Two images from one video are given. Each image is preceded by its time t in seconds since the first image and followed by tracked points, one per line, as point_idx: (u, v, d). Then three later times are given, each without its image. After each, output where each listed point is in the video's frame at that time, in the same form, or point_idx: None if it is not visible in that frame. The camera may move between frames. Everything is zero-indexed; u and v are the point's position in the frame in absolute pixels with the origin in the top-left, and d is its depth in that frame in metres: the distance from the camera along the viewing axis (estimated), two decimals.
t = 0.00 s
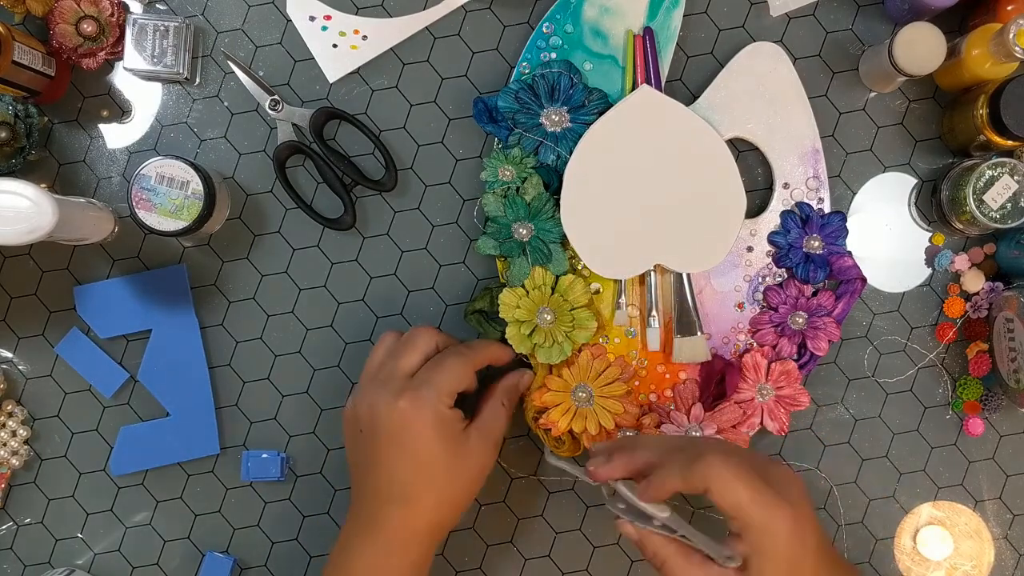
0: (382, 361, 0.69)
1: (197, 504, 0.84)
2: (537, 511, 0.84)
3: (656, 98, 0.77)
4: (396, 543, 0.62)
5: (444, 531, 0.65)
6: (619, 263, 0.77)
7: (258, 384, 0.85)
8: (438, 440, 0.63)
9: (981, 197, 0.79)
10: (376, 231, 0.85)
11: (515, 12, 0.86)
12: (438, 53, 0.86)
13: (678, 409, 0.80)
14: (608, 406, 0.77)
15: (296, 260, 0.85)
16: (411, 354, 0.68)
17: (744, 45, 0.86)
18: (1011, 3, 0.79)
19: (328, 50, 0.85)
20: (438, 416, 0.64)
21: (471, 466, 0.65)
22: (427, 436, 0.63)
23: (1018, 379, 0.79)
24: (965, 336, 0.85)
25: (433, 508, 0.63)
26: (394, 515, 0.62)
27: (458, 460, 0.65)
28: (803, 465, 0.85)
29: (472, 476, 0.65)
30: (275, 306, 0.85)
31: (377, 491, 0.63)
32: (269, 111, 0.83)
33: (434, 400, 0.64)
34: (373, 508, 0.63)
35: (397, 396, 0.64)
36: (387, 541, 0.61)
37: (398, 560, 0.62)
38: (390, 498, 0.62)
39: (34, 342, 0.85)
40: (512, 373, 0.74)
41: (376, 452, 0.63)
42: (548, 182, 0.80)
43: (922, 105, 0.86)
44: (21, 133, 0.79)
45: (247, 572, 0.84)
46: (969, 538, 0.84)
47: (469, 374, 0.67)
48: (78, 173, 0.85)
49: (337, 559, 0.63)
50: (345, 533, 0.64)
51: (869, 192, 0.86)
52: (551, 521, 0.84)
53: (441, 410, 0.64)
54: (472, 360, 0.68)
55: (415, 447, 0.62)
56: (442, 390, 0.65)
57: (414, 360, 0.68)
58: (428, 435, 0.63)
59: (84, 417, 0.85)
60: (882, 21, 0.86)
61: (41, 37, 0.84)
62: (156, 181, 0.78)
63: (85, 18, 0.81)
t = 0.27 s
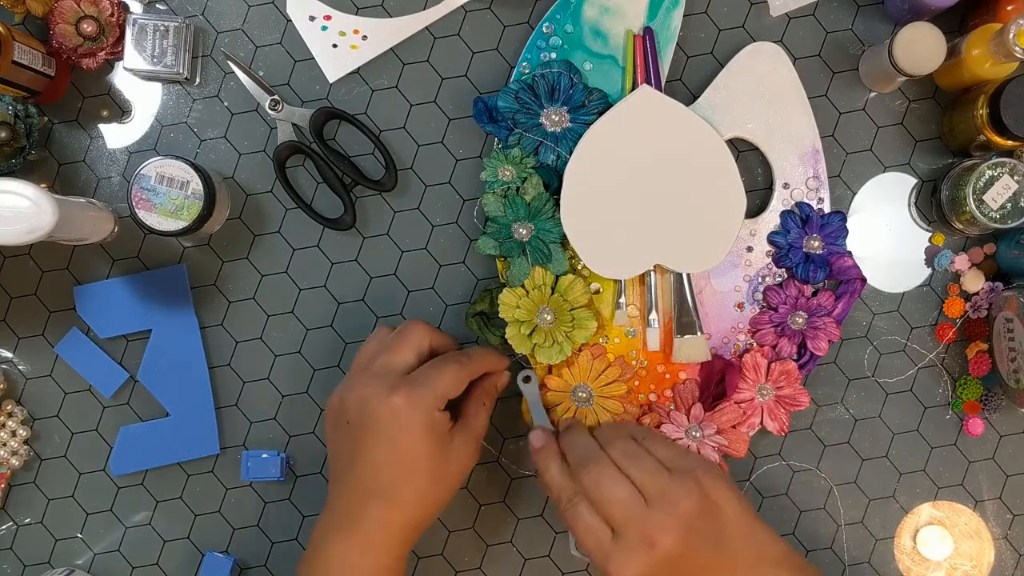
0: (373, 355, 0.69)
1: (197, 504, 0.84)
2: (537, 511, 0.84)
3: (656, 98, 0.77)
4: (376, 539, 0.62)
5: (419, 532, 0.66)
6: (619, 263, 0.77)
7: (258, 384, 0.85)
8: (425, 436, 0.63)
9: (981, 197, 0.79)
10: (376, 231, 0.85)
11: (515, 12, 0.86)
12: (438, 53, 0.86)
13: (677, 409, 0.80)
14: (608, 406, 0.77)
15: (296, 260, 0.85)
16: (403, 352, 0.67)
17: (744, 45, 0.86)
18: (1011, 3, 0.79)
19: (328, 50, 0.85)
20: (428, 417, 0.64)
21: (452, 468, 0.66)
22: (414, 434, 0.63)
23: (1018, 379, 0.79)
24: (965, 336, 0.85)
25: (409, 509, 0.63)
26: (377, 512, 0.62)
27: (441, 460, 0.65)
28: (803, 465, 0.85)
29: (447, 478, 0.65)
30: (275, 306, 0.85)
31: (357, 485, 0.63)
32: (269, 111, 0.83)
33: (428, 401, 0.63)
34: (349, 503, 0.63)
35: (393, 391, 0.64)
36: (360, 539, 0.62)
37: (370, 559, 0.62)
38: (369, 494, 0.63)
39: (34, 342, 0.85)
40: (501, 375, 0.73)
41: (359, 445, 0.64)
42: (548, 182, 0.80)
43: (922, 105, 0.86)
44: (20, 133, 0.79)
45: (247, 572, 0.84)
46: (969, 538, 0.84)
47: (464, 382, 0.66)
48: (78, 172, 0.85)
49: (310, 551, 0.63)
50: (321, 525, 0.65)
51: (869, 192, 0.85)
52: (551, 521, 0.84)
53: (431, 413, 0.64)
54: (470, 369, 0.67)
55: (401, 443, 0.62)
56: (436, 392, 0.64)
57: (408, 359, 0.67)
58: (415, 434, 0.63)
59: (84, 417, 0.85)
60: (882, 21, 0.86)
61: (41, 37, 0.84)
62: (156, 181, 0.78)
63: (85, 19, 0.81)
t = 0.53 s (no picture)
0: (372, 354, 0.68)
1: (197, 504, 0.84)
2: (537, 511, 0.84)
3: (657, 98, 0.77)
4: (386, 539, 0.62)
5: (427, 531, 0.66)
6: (619, 262, 0.77)
7: (258, 384, 0.85)
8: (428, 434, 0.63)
9: (981, 197, 0.79)
10: (376, 232, 0.85)
11: (515, 12, 0.86)
12: (438, 53, 0.86)
13: (677, 409, 0.80)
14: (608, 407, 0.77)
15: (295, 260, 0.85)
16: (401, 350, 0.67)
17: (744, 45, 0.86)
18: (1011, 3, 0.79)
19: (328, 50, 0.85)
20: (428, 414, 0.64)
21: (456, 464, 0.66)
22: (416, 431, 0.63)
23: (1018, 379, 0.79)
24: (965, 336, 0.85)
25: (416, 508, 0.63)
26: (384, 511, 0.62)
27: (445, 457, 0.65)
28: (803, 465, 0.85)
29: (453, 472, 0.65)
30: (275, 306, 0.85)
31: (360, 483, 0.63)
32: (268, 111, 0.83)
33: (428, 397, 0.64)
34: (358, 503, 0.63)
35: (393, 390, 0.64)
36: (370, 538, 0.62)
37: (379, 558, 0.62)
38: (378, 493, 0.63)
39: (34, 342, 0.85)
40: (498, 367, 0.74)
41: (362, 445, 0.64)
42: (548, 182, 0.80)
43: (923, 105, 0.86)
44: (21, 133, 0.79)
45: (247, 572, 0.84)
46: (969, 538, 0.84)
47: (461, 374, 0.66)
48: (78, 172, 0.85)
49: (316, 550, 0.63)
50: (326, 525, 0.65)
51: (869, 192, 0.85)
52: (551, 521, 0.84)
53: (431, 409, 0.64)
54: (467, 361, 0.67)
55: (405, 443, 0.63)
56: (436, 388, 0.64)
57: (406, 356, 0.67)
58: (417, 431, 0.63)
59: (84, 417, 0.85)
60: (882, 21, 0.86)
61: (41, 37, 0.84)
62: (156, 181, 0.78)
63: (85, 18, 0.81)
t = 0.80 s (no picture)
0: (372, 355, 0.68)
1: (197, 504, 0.84)
2: (537, 511, 0.84)
3: (657, 99, 0.77)
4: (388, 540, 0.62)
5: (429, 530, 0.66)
6: (619, 262, 0.77)
7: (258, 384, 0.85)
8: (428, 433, 0.63)
9: (981, 197, 0.79)
10: (376, 231, 0.85)
11: (515, 12, 0.86)
12: (438, 53, 0.86)
13: (677, 409, 0.80)
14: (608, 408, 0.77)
15: (295, 260, 0.85)
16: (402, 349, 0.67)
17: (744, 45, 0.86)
18: (1011, 3, 0.79)
19: (328, 50, 0.85)
20: (429, 413, 0.64)
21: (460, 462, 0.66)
22: (416, 431, 0.63)
23: (1018, 379, 0.79)
24: (965, 336, 0.85)
25: (417, 508, 0.63)
26: (386, 512, 0.62)
27: (449, 456, 0.65)
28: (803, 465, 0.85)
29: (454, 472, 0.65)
30: (275, 306, 0.85)
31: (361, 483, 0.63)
32: (269, 111, 0.83)
33: (429, 396, 0.64)
34: (359, 501, 0.63)
35: (393, 390, 0.64)
36: (370, 538, 0.62)
37: (380, 558, 0.62)
38: (378, 493, 0.63)
39: (34, 342, 0.85)
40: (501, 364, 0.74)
41: (365, 446, 0.64)
42: (548, 182, 0.80)
43: (923, 105, 0.86)
44: (21, 133, 0.79)
45: (247, 572, 0.84)
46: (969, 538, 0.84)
47: (461, 372, 0.66)
48: (78, 172, 0.85)
49: (319, 552, 0.63)
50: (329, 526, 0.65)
51: (869, 192, 0.85)
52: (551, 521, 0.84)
53: (433, 407, 0.64)
54: (467, 359, 0.67)
55: (405, 443, 0.63)
56: (436, 387, 0.64)
57: (406, 355, 0.67)
58: (418, 430, 0.63)
59: (84, 417, 0.85)
60: (882, 21, 0.86)
61: (41, 37, 0.84)
62: (156, 181, 0.78)
63: (85, 19, 0.81)
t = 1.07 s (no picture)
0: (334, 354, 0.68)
1: (197, 504, 0.84)
2: (537, 511, 0.84)
3: (658, 99, 0.77)
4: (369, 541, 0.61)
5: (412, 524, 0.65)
6: (619, 262, 0.77)
7: (258, 384, 0.85)
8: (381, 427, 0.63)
9: (981, 198, 0.79)
10: (376, 231, 0.85)
11: (515, 12, 0.86)
12: (438, 53, 0.86)
13: (678, 408, 0.80)
14: (607, 408, 0.77)
15: (295, 260, 0.85)
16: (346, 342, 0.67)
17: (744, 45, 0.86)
18: (1011, 3, 0.79)
19: (328, 50, 0.85)
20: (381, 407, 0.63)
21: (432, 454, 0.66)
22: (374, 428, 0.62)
23: (1018, 379, 0.79)
24: (965, 336, 0.85)
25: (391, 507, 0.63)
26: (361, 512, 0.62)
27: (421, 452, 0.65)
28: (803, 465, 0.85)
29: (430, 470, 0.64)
30: (275, 306, 0.85)
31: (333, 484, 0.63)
32: (269, 111, 0.83)
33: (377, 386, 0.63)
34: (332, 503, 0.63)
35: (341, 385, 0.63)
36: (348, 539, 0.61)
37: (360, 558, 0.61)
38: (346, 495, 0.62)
39: (34, 342, 0.85)
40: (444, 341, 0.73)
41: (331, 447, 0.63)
42: (548, 182, 0.80)
43: (923, 105, 0.86)
44: (21, 133, 0.79)
45: (246, 572, 0.84)
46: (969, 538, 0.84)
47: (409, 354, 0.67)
48: (78, 172, 0.85)
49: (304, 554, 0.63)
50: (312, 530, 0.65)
51: (869, 192, 0.86)
52: (551, 521, 0.84)
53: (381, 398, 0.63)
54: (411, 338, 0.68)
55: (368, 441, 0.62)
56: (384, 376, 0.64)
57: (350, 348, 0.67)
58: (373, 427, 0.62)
59: (84, 417, 0.85)
60: (882, 21, 0.86)
61: (42, 37, 0.84)
62: (156, 181, 0.78)
63: (85, 18, 0.81)
